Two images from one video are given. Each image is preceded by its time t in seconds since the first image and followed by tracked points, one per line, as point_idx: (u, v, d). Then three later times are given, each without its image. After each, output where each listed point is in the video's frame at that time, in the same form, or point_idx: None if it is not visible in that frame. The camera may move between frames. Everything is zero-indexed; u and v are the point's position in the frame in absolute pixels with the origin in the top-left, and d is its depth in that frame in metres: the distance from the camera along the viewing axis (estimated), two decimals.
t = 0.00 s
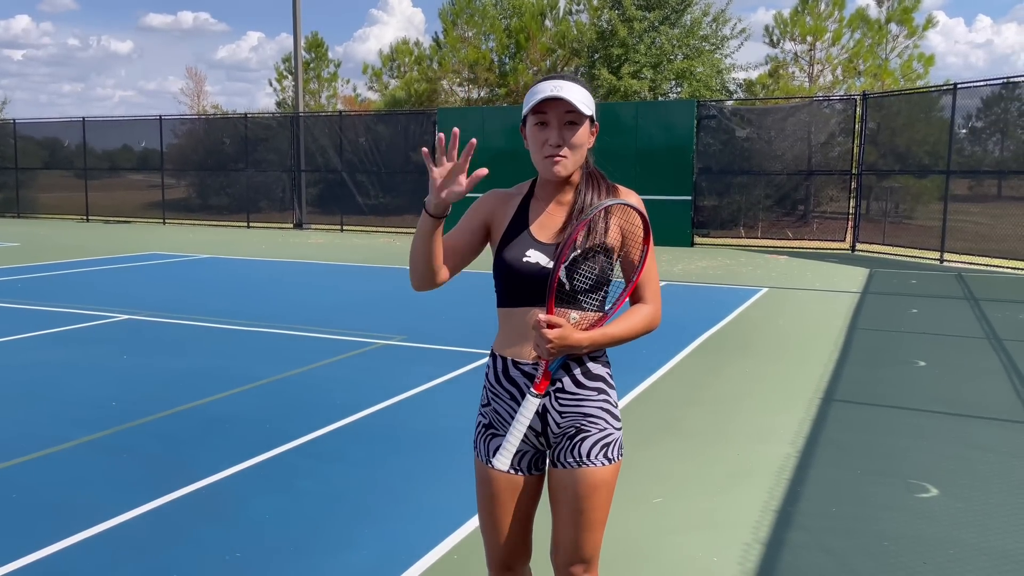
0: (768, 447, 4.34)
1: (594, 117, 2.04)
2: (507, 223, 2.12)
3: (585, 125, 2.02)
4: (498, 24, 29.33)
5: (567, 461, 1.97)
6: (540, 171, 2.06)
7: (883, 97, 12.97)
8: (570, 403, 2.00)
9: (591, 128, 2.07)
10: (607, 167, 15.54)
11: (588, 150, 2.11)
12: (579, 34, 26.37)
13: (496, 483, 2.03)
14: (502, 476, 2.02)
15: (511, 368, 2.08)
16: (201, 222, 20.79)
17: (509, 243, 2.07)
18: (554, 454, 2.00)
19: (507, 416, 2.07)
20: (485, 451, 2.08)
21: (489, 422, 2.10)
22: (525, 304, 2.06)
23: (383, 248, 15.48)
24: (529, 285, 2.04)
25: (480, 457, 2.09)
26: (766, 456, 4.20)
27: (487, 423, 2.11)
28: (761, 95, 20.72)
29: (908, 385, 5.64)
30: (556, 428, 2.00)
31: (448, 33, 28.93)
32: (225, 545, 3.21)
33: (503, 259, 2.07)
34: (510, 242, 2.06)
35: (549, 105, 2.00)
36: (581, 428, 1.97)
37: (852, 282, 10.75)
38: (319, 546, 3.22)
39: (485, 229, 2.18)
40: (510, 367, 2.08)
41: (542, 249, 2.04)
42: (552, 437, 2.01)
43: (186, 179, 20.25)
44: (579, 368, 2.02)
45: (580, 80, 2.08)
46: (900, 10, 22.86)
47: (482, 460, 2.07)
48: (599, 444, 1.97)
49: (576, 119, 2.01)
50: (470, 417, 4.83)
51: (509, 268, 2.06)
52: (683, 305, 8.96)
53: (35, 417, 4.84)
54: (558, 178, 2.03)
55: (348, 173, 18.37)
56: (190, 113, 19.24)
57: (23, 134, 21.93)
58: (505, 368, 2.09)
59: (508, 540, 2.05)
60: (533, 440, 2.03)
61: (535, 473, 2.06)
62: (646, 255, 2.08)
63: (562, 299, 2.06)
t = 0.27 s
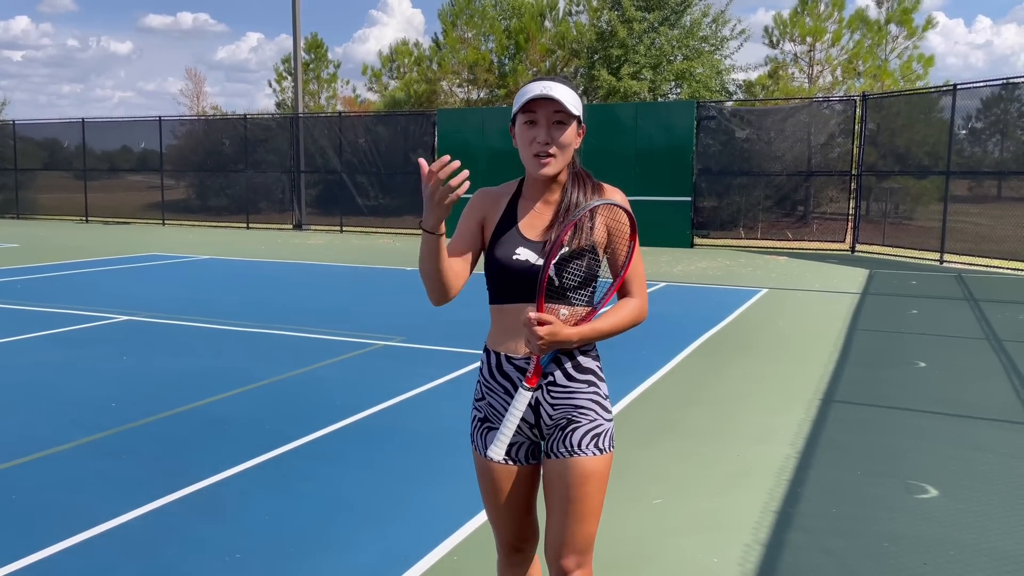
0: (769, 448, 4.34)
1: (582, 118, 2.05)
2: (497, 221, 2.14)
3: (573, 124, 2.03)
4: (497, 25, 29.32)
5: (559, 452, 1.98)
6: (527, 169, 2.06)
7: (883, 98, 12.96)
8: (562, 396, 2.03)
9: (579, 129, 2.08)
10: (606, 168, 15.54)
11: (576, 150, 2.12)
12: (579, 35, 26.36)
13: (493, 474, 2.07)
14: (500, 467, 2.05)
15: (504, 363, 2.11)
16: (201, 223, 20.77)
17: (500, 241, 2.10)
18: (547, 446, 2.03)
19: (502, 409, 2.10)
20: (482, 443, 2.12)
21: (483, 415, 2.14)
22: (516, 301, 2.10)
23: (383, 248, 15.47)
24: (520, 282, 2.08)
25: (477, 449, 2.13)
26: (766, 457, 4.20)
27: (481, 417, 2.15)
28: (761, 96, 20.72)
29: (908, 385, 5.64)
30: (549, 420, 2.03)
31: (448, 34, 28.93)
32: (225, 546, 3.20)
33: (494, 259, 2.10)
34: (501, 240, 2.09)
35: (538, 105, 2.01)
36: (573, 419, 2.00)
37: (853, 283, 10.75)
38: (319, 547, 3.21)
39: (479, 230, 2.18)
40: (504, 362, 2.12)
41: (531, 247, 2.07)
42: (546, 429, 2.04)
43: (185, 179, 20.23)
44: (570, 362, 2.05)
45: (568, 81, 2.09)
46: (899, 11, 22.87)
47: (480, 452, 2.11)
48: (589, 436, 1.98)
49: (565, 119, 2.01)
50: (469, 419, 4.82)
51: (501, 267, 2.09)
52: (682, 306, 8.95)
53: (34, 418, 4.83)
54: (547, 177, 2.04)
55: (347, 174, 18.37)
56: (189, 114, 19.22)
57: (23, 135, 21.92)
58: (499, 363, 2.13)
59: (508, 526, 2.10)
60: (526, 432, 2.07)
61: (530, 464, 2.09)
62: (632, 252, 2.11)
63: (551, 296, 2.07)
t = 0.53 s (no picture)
0: (769, 449, 4.34)
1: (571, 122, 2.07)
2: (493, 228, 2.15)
3: (563, 128, 2.05)
4: (496, 26, 29.35)
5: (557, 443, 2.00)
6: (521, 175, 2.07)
7: (883, 98, 12.96)
8: (560, 390, 2.07)
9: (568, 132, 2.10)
10: (606, 168, 15.56)
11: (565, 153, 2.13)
12: (578, 36, 26.36)
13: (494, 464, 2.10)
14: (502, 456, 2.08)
15: (505, 355, 2.13)
16: (200, 224, 20.77)
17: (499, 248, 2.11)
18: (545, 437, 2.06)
19: (503, 401, 2.13)
20: (483, 433, 2.15)
21: (484, 405, 2.17)
22: (516, 303, 2.11)
23: (383, 249, 15.48)
24: (521, 286, 2.09)
25: (478, 439, 2.16)
26: (767, 458, 4.20)
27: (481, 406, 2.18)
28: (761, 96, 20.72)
29: (907, 386, 5.65)
30: (548, 411, 2.06)
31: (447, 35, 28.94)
32: (225, 547, 3.21)
33: (493, 265, 2.11)
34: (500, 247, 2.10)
35: (529, 111, 2.03)
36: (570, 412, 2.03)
37: (852, 284, 10.76)
38: (319, 547, 3.22)
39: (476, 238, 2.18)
40: (505, 355, 2.13)
41: (530, 254, 2.09)
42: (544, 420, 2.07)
43: (185, 180, 20.23)
44: (570, 357, 2.09)
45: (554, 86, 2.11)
46: (898, 12, 22.88)
47: (480, 442, 2.14)
48: (586, 427, 2.00)
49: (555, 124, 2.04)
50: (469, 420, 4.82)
51: (501, 273, 2.10)
52: (682, 307, 8.95)
53: (34, 419, 4.83)
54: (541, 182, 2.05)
55: (346, 175, 18.38)
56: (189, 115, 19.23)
57: (22, 136, 21.93)
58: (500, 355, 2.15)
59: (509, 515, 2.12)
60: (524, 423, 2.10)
61: (528, 453, 2.12)
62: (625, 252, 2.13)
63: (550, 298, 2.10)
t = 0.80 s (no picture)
0: (768, 450, 4.33)
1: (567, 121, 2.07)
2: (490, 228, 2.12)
3: (560, 127, 2.05)
4: (495, 28, 29.37)
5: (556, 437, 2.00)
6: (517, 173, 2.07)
7: (882, 100, 12.96)
8: (560, 387, 2.06)
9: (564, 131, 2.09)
10: (605, 169, 15.56)
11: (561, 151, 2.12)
12: (578, 37, 26.37)
13: (494, 458, 2.09)
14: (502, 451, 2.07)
15: (505, 353, 2.13)
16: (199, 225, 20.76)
17: (498, 248, 2.10)
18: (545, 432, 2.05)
19: (503, 398, 2.13)
20: (482, 428, 2.14)
21: (484, 402, 2.16)
22: (515, 303, 2.11)
23: (382, 250, 15.48)
24: (520, 286, 2.09)
25: (477, 435, 2.15)
26: (766, 459, 4.19)
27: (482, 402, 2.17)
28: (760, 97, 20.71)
29: (907, 387, 5.64)
30: (547, 408, 2.07)
31: (447, 37, 28.96)
32: (224, 548, 3.20)
33: (492, 265, 2.10)
34: (498, 247, 2.09)
35: (527, 108, 2.02)
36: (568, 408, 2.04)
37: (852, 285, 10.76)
38: (318, 548, 3.21)
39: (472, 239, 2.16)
40: (504, 354, 2.13)
41: (527, 254, 2.09)
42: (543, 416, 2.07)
43: (185, 181, 20.23)
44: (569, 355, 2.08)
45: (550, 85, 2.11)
46: (897, 14, 22.90)
47: (480, 438, 2.13)
48: (584, 422, 2.00)
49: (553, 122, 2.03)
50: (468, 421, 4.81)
51: (500, 273, 2.09)
52: (681, 308, 8.95)
53: (32, 420, 4.82)
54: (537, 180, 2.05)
55: (346, 176, 18.39)
56: (188, 117, 19.24)
57: (22, 138, 21.94)
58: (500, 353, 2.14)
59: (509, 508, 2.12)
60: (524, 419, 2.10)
61: (528, 448, 2.12)
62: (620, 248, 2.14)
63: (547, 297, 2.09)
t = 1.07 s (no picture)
0: (768, 451, 4.33)
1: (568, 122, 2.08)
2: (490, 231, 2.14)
3: (561, 127, 2.06)
4: (495, 29, 29.38)
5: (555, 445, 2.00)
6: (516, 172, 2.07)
7: (881, 100, 12.95)
8: (558, 394, 2.06)
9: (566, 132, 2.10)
10: (604, 170, 15.56)
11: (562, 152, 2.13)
12: (577, 38, 26.37)
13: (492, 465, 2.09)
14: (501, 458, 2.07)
15: (502, 359, 2.13)
16: (199, 226, 20.75)
17: (497, 251, 2.10)
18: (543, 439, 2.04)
19: (501, 404, 2.12)
20: (480, 435, 2.13)
21: (481, 407, 2.15)
22: (513, 307, 2.11)
23: (382, 251, 15.49)
24: (517, 290, 2.09)
25: (475, 441, 2.14)
26: (765, 461, 4.19)
27: (480, 408, 2.17)
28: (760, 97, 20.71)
29: (907, 388, 5.63)
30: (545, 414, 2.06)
31: (446, 37, 28.96)
32: (223, 549, 3.20)
33: (491, 270, 2.11)
34: (497, 250, 2.10)
35: (528, 106, 2.03)
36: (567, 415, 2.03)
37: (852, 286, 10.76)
38: (317, 549, 3.21)
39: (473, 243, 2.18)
40: (503, 360, 2.13)
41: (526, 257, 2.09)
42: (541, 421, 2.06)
43: (184, 182, 20.21)
44: (567, 361, 2.08)
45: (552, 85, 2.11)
46: (896, 14, 22.92)
47: (477, 444, 2.12)
48: (584, 429, 2.00)
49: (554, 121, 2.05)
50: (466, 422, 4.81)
51: (498, 277, 2.10)
52: (681, 309, 8.94)
53: (30, 421, 4.82)
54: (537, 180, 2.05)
55: (345, 177, 18.38)
56: (188, 117, 19.22)
57: (22, 138, 21.93)
58: (498, 359, 2.14)
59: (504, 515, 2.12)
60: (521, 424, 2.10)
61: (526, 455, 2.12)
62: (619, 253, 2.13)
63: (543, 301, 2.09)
